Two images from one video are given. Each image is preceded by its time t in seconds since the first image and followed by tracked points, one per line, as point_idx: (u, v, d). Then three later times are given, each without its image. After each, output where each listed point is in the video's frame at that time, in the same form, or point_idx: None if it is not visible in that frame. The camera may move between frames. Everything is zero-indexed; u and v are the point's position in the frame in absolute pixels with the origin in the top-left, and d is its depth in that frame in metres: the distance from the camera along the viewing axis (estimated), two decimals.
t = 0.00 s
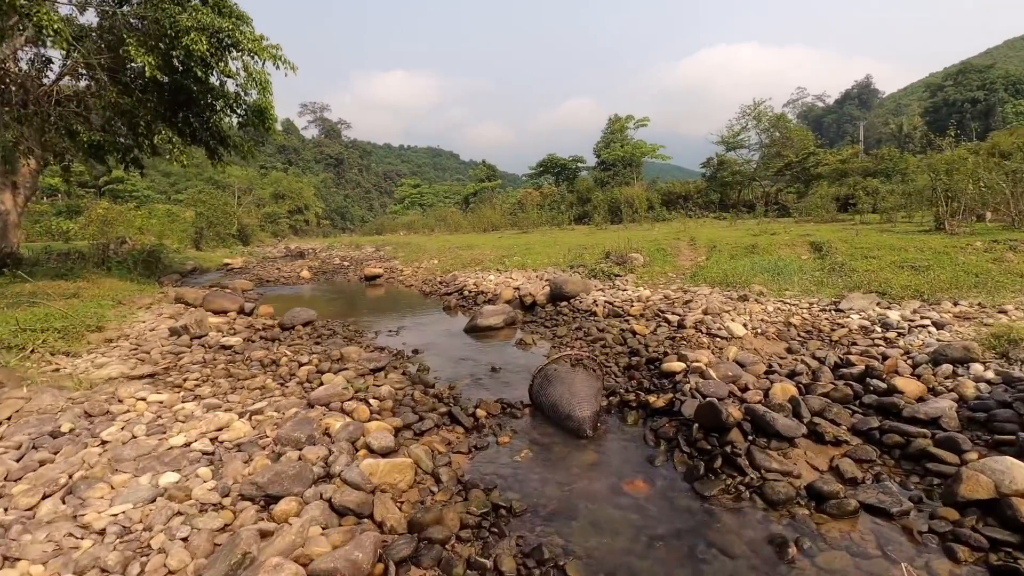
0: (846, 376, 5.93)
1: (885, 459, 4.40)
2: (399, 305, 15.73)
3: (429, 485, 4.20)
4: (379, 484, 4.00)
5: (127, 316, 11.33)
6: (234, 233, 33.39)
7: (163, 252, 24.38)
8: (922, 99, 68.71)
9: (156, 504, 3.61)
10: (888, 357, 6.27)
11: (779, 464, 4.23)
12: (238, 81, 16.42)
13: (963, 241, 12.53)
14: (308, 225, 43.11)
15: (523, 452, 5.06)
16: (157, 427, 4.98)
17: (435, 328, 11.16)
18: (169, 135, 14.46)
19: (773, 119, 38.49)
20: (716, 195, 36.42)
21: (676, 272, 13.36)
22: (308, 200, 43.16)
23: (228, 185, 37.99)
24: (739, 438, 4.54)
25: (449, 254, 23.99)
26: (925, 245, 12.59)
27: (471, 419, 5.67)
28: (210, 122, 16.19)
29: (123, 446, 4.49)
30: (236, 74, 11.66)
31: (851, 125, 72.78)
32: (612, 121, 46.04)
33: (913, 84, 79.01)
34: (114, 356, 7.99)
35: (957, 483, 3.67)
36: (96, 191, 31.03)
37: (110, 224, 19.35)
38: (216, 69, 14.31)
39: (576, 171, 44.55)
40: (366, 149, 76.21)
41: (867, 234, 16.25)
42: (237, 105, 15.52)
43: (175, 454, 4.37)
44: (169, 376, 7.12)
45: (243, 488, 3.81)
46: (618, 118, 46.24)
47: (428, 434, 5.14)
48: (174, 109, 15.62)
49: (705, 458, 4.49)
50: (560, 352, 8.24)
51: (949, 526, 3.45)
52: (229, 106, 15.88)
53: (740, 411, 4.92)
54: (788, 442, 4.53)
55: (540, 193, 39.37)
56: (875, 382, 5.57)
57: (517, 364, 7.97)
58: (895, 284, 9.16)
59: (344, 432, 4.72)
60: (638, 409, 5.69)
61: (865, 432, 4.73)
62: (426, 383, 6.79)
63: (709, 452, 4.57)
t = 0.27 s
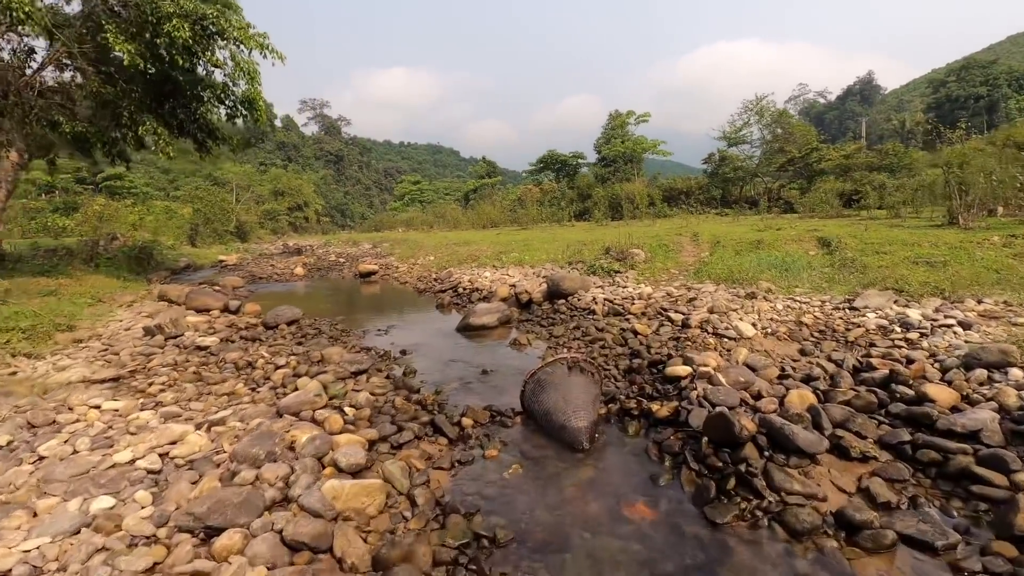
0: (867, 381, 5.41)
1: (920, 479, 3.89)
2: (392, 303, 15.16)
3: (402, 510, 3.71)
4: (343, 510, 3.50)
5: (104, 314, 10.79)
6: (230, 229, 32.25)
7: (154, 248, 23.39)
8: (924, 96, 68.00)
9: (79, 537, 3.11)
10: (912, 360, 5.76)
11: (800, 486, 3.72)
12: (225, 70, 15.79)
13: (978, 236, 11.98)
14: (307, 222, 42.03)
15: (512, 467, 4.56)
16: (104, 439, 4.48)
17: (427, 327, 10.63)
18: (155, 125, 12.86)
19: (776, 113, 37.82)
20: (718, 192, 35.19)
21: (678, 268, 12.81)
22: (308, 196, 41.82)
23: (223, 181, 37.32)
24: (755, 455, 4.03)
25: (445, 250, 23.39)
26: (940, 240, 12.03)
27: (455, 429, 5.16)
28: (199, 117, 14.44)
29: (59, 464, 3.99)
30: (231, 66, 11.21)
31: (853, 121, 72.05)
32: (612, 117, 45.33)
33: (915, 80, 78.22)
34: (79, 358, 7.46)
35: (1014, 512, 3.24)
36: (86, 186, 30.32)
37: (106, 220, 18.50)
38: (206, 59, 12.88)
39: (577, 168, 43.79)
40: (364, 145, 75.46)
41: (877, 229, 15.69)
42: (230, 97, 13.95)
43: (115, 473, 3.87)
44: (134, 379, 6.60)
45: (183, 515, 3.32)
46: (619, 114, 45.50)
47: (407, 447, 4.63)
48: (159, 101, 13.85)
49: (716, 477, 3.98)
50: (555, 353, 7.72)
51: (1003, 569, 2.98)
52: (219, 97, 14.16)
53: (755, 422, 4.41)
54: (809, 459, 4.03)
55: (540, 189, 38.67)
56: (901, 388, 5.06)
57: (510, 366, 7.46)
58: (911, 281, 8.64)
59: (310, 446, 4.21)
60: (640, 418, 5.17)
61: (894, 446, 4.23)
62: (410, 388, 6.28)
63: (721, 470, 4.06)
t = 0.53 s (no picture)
0: (889, 390, 4.91)
1: (959, 508, 3.38)
2: (384, 300, 14.61)
3: (360, 548, 3.22)
4: (289, 550, 3.03)
5: (76, 314, 10.24)
6: (227, 225, 30.76)
7: (144, 244, 22.19)
8: (925, 90, 67.27)
9: None
10: (937, 366, 5.25)
11: (822, 519, 3.22)
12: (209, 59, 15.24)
13: (993, 231, 11.45)
14: (307, 219, 40.56)
15: (493, 489, 4.05)
16: (33, 459, 3.98)
17: (415, 327, 10.12)
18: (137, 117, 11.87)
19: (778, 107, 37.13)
20: (718, 186, 34.98)
21: (680, 264, 12.28)
22: (305, 192, 40.02)
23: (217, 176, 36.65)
24: (769, 480, 3.52)
25: (441, 245, 22.81)
26: (953, 235, 11.51)
27: (434, 444, 4.66)
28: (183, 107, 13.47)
29: None
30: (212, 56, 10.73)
31: (853, 116, 71.32)
32: (612, 112, 44.66)
33: (916, 75, 77.47)
34: (36, 363, 6.93)
35: None
36: (77, 180, 29.52)
37: (105, 216, 17.96)
38: (190, 49, 11.89)
39: (577, 163, 43.16)
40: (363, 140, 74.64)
41: (884, 223, 15.16)
42: (218, 90, 12.97)
43: (32, 503, 3.37)
44: (90, 386, 6.09)
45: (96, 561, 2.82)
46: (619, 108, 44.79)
47: (376, 467, 4.12)
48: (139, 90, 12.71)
49: (725, 505, 3.47)
50: (548, 356, 7.23)
51: None
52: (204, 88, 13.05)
53: (767, 441, 3.90)
54: (831, 485, 3.52)
55: (540, 184, 38.00)
56: (928, 398, 4.55)
57: (500, 370, 6.95)
58: (928, 278, 8.13)
59: (261, 468, 3.70)
60: (638, 433, 4.65)
61: (926, 468, 3.72)
62: (388, 396, 5.77)
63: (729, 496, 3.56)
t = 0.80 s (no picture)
0: (913, 394, 4.44)
1: (1006, 535, 2.91)
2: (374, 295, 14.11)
3: None
4: None
5: (47, 309, 9.71)
6: (222, 220, 29.11)
7: (133, 238, 20.82)
8: (926, 84, 66.55)
9: None
10: (963, 368, 4.79)
11: (847, 551, 2.75)
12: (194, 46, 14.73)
13: (1008, 223, 10.94)
14: (305, 213, 37.70)
15: (471, 508, 3.59)
16: None
17: (402, 323, 9.63)
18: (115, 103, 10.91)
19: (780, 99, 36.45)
20: (718, 180, 33.86)
21: (681, 258, 11.77)
22: (302, 186, 37.37)
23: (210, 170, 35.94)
24: (786, 503, 3.05)
25: (436, 239, 22.21)
26: (966, 227, 11.01)
27: (408, 455, 4.19)
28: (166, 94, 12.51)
29: None
30: (191, 33, 10.15)
31: (854, 110, 70.50)
32: (611, 105, 43.96)
33: (916, 68, 76.77)
34: None
35: None
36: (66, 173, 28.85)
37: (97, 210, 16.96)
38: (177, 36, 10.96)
39: (575, 157, 42.50)
40: (361, 134, 73.73)
41: (892, 215, 14.61)
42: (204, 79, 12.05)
43: None
44: (42, 388, 5.60)
45: None
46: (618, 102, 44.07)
47: (339, 483, 3.65)
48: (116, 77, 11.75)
49: (734, 533, 3.00)
50: (540, 355, 6.77)
51: None
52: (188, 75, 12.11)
53: (781, 455, 3.43)
54: (856, 507, 3.05)
55: (538, 179, 37.31)
56: (958, 403, 4.09)
57: (487, 370, 6.48)
58: (943, 272, 7.65)
59: (201, 488, 3.23)
60: (635, 443, 4.18)
61: (963, 486, 3.25)
62: (364, 400, 5.29)
63: (738, 521, 3.09)
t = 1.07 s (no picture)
0: (935, 400, 4.09)
1: None
2: (366, 291, 13.69)
3: None
4: None
5: (20, 307, 9.26)
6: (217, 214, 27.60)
7: (123, 234, 19.40)
8: (924, 77, 66.09)
9: None
10: (987, 370, 4.44)
11: None
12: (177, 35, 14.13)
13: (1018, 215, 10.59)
14: (301, 209, 36.72)
15: (453, 532, 3.22)
16: None
17: (392, 321, 9.25)
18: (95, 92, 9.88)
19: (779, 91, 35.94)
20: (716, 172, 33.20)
21: (680, 253, 11.39)
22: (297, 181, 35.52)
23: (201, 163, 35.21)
24: (806, 533, 2.68)
25: (430, 233, 21.73)
26: (975, 220, 10.64)
27: (385, 470, 3.82)
28: (150, 85, 11.34)
29: None
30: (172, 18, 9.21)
31: (851, 104, 70.08)
32: (609, 98, 43.44)
33: (913, 61, 76.37)
34: None
35: None
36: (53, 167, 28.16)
37: (89, 205, 16.63)
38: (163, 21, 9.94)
39: (572, 151, 41.98)
40: (357, 127, 72.83)
41: (897, 207, 14.24)
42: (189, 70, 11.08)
43: None
44: None
45: None
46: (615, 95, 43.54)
47: (304, 506, 3.27)
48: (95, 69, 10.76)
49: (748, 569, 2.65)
50: (533, 356, 6.40)
51: None
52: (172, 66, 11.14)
53: (797, 472, 3.07)
54: (884, 536, 2.69)
55: (534, 172, 36.77)
56: (987, 411, 3.74)
57: (477, 372, 6.11)
58: (956, 266, 7.30)
59: (143, 517, 2.83)
60: (635, 455, 3.82)
61: (1003, 508, 2.89)
62: (342, 406, 4.91)
63: (750, 551, 2.74)
